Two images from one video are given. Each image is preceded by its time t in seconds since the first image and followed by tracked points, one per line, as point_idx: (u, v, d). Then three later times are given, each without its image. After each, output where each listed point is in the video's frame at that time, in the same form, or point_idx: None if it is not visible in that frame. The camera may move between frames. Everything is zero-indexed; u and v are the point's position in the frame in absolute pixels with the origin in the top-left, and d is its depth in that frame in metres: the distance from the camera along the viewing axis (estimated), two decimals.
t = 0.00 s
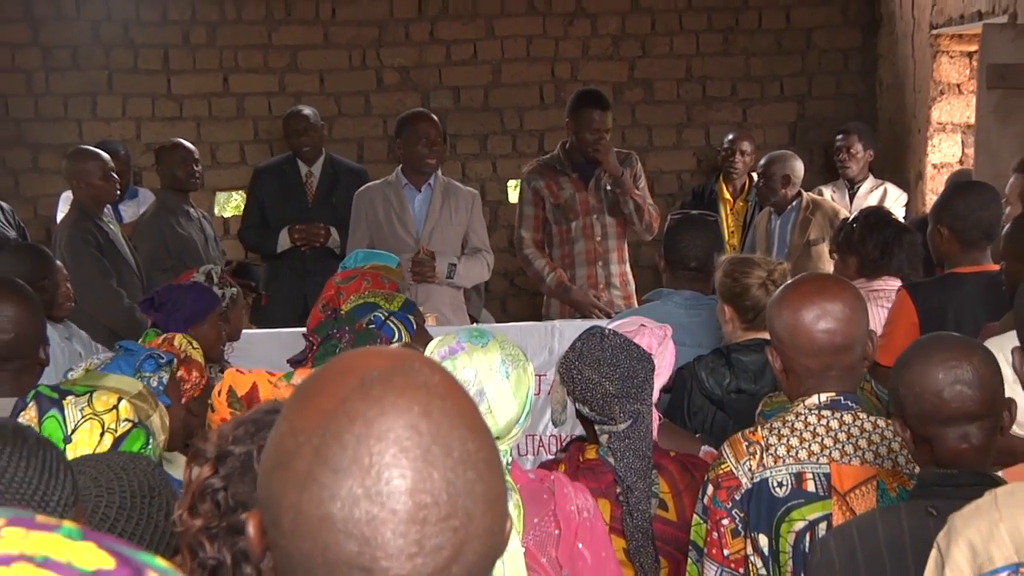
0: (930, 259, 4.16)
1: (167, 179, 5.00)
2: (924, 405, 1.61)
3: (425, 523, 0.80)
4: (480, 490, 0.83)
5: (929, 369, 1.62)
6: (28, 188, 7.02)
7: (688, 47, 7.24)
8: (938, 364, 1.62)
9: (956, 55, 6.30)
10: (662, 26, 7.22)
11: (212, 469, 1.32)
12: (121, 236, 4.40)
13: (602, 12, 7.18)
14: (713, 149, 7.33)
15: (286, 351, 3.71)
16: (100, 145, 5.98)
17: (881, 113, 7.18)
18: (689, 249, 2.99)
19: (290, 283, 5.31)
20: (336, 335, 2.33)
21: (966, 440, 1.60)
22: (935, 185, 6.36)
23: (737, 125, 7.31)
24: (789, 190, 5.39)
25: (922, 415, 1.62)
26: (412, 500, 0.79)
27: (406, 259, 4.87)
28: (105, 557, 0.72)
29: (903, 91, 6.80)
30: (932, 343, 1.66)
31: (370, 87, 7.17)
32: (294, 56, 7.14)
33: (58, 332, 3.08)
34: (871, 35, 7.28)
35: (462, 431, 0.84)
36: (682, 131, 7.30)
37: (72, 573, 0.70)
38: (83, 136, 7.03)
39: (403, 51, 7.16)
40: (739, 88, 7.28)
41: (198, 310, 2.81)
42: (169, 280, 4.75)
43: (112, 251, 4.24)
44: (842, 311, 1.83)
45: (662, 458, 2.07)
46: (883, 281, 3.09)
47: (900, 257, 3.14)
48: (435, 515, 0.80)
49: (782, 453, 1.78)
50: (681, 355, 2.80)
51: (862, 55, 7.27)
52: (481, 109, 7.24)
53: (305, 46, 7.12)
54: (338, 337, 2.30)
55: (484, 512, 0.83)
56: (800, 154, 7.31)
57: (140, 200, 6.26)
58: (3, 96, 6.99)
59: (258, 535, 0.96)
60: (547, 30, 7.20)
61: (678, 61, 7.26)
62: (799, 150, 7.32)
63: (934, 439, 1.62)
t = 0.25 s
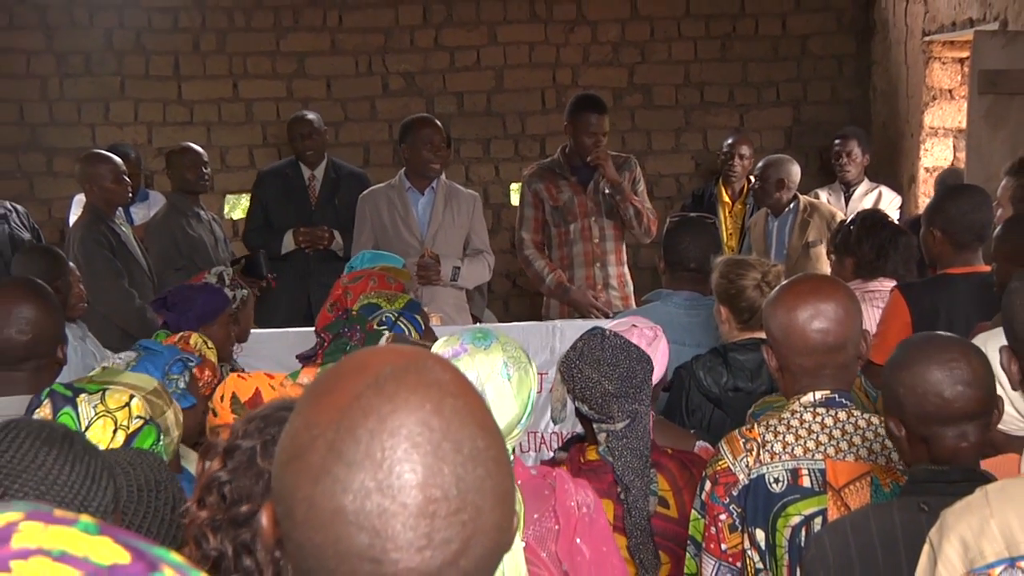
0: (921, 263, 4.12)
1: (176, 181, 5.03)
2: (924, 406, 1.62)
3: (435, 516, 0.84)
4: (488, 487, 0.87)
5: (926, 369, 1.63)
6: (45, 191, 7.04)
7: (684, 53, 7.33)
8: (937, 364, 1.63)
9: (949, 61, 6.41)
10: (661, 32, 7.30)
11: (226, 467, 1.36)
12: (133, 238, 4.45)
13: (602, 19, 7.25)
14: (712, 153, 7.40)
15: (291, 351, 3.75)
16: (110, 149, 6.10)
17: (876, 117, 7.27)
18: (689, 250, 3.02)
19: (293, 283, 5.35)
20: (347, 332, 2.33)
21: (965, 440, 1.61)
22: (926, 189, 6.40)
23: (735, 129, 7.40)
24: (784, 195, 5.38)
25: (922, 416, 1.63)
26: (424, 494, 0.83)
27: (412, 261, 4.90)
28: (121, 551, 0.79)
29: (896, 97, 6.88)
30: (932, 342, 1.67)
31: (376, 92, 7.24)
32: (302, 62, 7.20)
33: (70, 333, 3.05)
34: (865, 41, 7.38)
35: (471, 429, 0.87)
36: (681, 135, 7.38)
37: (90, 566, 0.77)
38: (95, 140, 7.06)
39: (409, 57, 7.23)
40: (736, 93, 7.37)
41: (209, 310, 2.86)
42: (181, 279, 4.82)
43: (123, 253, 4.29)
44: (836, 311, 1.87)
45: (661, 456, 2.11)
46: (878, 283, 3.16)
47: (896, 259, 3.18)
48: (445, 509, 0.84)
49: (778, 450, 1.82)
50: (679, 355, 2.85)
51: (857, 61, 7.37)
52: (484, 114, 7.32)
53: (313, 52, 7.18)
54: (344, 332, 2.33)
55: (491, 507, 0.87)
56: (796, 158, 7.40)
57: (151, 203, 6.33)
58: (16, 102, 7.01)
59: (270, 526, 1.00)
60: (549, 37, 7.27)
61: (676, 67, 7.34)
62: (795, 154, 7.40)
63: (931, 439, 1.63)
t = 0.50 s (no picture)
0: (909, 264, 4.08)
1: (183, 183, 5.08)
2: (913, 405, 1.65)
3: (439, 502, 0.87)
4: (490, 474, 0.91)
5: (910, 369, 1.66)
6: (53, 193, 7.23)
7: (680, 57, 7.39)
8: (921, 363, 1.66)
9: (938, 66, 6.52)
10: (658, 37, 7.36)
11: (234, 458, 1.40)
12: (141, 239, 4.50)
13: (599, 26, 7.31)
14: (707, 156, 7.46)
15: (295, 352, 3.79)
16: (120, 152, 6.20)
17: (866, 121, 7.33)
18: (685, 250, 3.06)
19: (295, 282, 5.39)
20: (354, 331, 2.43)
21: (949, 437, 1.65)
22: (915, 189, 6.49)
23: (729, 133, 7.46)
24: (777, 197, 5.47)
25: (909, 415, 1.65)
26: (428, 480, 0.87)
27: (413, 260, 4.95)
28: (133, 541, 0.81)
29: (888, 101, 6.95)
30: (916, 343, 1.69)
31: (379, 97, 7.32)
32: (306, 67, 7.31)
33: (80, 333, 3.10)
34: (856, 47, 7.42)
35: (474, 419, 0.91)
36: (677, 138, 7.44)
37: (102, 554, 0.78)
38: (106, 144, 7.22)
39: (412, 63, 7.32)
40: (731, 98, 7.43)
41: (218, 311, 2.89)
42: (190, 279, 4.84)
43: (132, 254, 4.33)
44: (829, 310, 1.92)
45: (658, 453, 2.15)
46: (870, 283, 3.18)
47: (888, 261, 3.24)
48: (449, 495, 0.88)
49: (772, 445, 1.86)
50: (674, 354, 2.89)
51: (849, 66, 7.40)
52: (485, 118, 7.40)
53: (318, 58, 7.29)
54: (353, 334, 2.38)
55: (494, 495, 0.91)
56: (789, 161, 7.45)
57: (159, 205, 6.42)
58: (28, 105, 7.17)
59: (278, 517, 1.03)
60: (548, 42, 7.33)
61: (672, 72, 7.40)
62: (788, 156, 7.46)
63: (917, 438, 1.66)
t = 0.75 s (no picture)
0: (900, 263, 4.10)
1: (192, 185, 5.15)
2: (892, 406, 1.68)
3: (440, 492, 0.92)
4: (489, 465, 0.95)
5: (888, 369, 1.70)
6: (66, 197, 7.29)
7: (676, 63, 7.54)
8: (898, 363, 1.70)
9: (927, 71, 6.54)
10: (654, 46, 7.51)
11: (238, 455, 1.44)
12: (150, 241, 4.54)
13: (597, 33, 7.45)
14: (702, 160, 7.64)
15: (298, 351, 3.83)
16: (127, 154, 6.19)
17: (857, 123, 7.49)
18: (680, 251, 3.10)
19: (298, 283, 5.44)
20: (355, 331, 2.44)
21: (926, 436, 1.69)
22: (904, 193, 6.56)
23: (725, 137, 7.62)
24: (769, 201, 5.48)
25: (889, 415, 1.69)
26: (429, 470, 0.91)
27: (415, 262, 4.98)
28: (143, 533, 0.87)
29: (878, 106, 7.06)
30: (895, 344, 1.74)
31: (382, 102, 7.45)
32: (311, 73, 7.42)
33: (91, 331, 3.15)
34: (849, 53, 7.58)
35: (474, 412, 0.96)
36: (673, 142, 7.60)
37: (112, 546, 0.84)
38: (116, 148, 7.32)
39: (413, 68, 7.45)
40: (726, 102, 7.59)
41: (224, 313, 2.94)
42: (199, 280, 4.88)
43: (141, 256, 4.39)
44: (823, 310, 1.96)
45: (651, 450, 2.20)
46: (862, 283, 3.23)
47: (881, 261, 3.27)
48: (450, 485, 0.92)
49: (767, 441, 1.90)
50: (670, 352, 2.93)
51: (839, 72, 7.58)
52: (486, 122, 7.55)
53: (322, 64, 7.40)
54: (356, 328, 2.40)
55: (493, 486, 0.95)
56: (783, 164, 7.63)
57: (167, 208, 6.45)
58: (40, 110, 7.25)
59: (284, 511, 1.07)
60: (547, 48, 7.48)
61: (669, 78, 7.56)
62: (782, 160, 7.64)
63: (895, 437, 1.70)
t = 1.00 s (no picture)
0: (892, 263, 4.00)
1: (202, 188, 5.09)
2: (868, 405, 1.75)
3: (443, 486, 0.94)
4: (491, 459, 0.97)
5: (864, 370, 1.76)
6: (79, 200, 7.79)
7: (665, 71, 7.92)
8: (874, 364, 1.76)
9: (915, 78, 7.05)
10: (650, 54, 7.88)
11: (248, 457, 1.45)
12: (161, 242, 4.61)
13: (592, 41, 7.84)
14: (695, 163, 8.01)
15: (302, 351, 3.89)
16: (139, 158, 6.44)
17: (847, 128, 7.91)
18: (675, 252, 3.17)
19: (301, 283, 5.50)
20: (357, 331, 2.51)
21: (903, 433, 1.76)
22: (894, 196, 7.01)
23: (719, 142, 8.02)
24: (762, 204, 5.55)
25: (865, 414, 1.75)
26: (433, 465, 0.93)
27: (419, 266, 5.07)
28: (152, 528, 0.83)
29: (867, 111, 7.47)
30: (871, 345, 1.80)
31: (385, 108, 7.87)
32: (316, 80, 7.83)
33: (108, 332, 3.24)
34: (839, 61, 7.97)
35: (476, 408, 0.98)
36: (668, 147, 8.00)
37: (121, 541, 0.81)
38: (127, 152, 7.76)
39: (416, 75, 7.85)
40: (719, 108, 7.97)
41: (233, 312, 3.00)
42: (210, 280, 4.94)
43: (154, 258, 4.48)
44: (815, 311, 2.02)
45: (644, 446, 2.25)
46: (852, 284, 3.29)
47: (871, 262, 3.32)
48: (452, 479, 0.94)
49: (759, 437, 1.97)
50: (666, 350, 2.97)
51: (830, 78, 7.97)
52: (487, 127, 7.95)
53: (327, 71, 7.81)
54: (359, 323, 2.44)
55: (495, 480, 0.97)
56: (775, 168, 8.01)
57: (177, 210, 6.55)
58: (54, 116, 7.71)
59: (291, 506, 1.10)
60: (545, 56, 7.86)
61: (664, 85, 7.95)
62: (774, 164, 8.02)
63: (871, 434, 1.77)
